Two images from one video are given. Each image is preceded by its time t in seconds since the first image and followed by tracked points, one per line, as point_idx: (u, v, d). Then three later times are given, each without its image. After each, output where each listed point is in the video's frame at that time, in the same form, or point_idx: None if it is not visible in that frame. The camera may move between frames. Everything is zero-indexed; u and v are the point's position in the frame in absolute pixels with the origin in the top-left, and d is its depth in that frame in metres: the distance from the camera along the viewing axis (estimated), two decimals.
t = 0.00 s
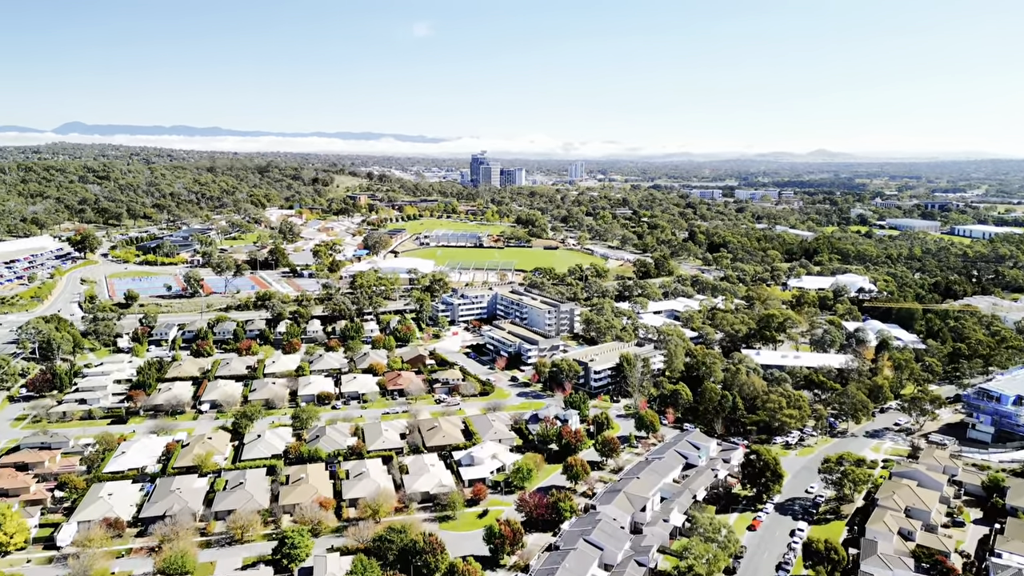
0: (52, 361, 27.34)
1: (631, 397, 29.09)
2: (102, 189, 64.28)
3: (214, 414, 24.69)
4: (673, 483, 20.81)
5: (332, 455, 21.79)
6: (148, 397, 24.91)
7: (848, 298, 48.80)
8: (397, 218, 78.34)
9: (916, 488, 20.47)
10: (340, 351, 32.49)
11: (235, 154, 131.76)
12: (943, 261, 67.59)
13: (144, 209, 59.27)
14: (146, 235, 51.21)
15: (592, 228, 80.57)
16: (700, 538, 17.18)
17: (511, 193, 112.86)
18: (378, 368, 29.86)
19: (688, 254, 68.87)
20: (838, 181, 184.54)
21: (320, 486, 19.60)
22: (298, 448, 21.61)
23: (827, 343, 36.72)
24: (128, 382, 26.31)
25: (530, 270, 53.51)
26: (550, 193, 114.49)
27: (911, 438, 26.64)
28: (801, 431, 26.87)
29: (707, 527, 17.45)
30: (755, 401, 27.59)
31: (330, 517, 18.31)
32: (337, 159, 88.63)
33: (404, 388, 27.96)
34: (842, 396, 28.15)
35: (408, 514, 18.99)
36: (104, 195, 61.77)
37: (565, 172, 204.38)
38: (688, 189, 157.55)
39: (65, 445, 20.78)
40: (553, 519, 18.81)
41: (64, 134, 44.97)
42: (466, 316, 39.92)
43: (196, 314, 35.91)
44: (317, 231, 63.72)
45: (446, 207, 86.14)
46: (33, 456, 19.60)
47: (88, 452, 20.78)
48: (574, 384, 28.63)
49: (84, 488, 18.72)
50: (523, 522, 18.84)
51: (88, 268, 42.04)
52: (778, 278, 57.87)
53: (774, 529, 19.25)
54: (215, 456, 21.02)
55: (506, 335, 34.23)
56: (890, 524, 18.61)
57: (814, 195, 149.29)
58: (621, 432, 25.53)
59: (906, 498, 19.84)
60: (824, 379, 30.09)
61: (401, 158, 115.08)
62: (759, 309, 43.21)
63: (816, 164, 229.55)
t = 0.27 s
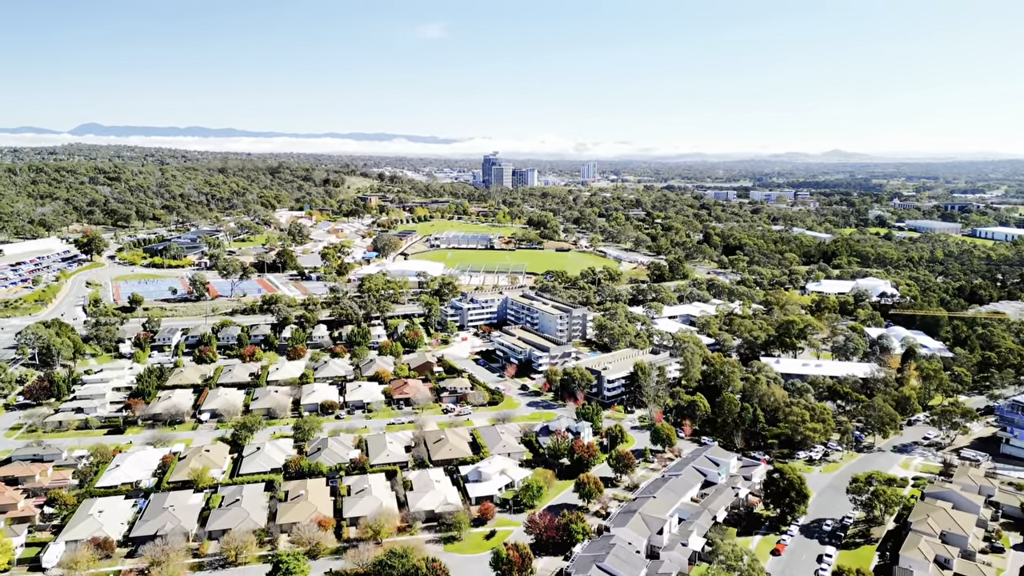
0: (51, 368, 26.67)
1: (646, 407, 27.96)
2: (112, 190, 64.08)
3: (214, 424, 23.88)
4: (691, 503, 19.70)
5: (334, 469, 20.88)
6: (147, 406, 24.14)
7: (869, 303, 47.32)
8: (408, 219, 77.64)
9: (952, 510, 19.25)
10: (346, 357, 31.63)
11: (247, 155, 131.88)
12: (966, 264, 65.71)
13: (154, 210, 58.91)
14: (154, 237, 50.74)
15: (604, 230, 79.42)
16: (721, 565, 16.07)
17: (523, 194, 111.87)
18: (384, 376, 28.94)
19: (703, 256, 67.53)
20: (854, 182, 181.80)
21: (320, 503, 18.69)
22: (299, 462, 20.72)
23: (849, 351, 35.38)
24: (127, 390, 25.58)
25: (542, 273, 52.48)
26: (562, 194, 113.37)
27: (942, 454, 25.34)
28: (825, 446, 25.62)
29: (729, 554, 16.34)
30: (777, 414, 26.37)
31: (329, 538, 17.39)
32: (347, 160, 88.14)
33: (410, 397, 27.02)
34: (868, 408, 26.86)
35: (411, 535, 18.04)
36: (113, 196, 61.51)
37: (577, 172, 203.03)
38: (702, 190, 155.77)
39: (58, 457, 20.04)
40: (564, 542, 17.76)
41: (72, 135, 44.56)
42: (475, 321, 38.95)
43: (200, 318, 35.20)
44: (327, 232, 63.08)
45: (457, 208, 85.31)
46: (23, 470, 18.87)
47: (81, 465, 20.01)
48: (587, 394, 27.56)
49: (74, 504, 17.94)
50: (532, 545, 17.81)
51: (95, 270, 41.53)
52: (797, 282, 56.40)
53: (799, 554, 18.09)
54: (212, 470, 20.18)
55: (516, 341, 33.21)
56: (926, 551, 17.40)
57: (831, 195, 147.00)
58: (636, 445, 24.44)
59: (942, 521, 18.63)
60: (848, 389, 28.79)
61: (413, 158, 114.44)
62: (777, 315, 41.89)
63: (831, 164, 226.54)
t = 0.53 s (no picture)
0: (50, 375, 26.01)
1: (661, 419, 26.88)
2: (123, 193, 63.96)
3: (214, 435, 23.11)
4: (710, 525, 18.60)
5: (335, 485, 20.01)
6: (145, 416, 23.37)
7: (892, 309, 45.86)
8: (419, 221, 76.97)
9: (990, 535, 18.02)
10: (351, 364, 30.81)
11: (260, 157, 132.15)
12: (990, 267, 63.83)
13: (163, 213, 58.65)
14: (162, 241, 50.36)
15: (617, 232, 78.28)
16: None
17: (535, 196, 110.95)
18: (390, 384, 28.06)
19: (719, 259, 66.20)
20: (871, 183, 178.98)
21: (319, 522, 17.80)
22: (299, 477, 19.85)
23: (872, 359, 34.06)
24: (126, 400, 24.87)
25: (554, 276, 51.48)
26: (574, 196, 112.31)
27: (975, 471, 24.04)
28: (851, 462, 24.36)
29: None
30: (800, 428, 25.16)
31: (328, 561, 16.49)
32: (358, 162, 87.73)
33: (416, 407, 26.11)
34: (895, 421, 25.59)
35: (414, 558, 17.11)
36: (124, 199, 61.39)
37: (590, 173, 201.87)
38: (716, 191, 153.99)
39: (50, 471, 19.32)
40: (576, 567, 16.74)
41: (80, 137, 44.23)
42: (485, 327, 38.02)
43: (205, 323, 34.53)
44: (336, 235, 62.50)
45: (469, 209, 84.52)
46: (12, 485, 18.13)
47: (74, 480, 19.25)
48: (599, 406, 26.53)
49: (63, 522, 17.16)
50: (542, 570, 16.81)
51: (101, 274, 41.10)
52: (816, 286, 54.95)
53: None
54: (209, 486, 19.39)
55: (527, 348, 32.24)
56: None
57: (848, 196, 144.65)
58: (652, 459, 23.36)
59: (980, 546, 17.40)
60: (873, 401, 27.50)
61: (424, 160, 113.92)
62: (797, 321, 40.59)
63: (848, 164, 223.37)
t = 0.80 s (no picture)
0: (49, 382, 25.42)
1: (677, 431, 25.81)
2: (133, 194, 63.82)
3: (213, 446, 22.34)
4: (730, 548, 17.52)
5: (336, 501, 19.16)
6: (143, 426, 22.65)
7: (915, 314, 44.36)
8: (430, 223, 76.29)
9: None
10: (357, 371, 30.00)
11: (272, 158, 132.15)
12: (1016, 271, 61.94)
13: (172, 215, 58.31)
14: (170, 242, 49.95)
15: (630, 233, 77.08)
16: None
17: (547, 196, 109.94)
18: (396, 393, 27.18)
19: (735, 261, 64.82)
20: (889, 183, 176.09)
21: (318, 542, 16.94)
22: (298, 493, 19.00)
23: (897, 368, 32.72)
24: (124, 408, 24.18)
25: (566, 279, 50.46)
26: (586, 197, 111.13)
27: (1011, 489, 22.72)
28: (877, 479, 23.17)
29: None
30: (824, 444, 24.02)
31: None
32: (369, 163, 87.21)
33: (422, 417, 25.25)
34: (925, 435, 24.28)
35: None
36: (134, 200, 61.17)
37: (603, 174, 200.45)
38: (731, 191, 152.08)
39: (42, 485, 18.65)
40: None
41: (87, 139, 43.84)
42: (495, 332, 37.09)
43: (210, 328, 33.89)
44: (346, 237, 61.87)
45: (480, 211, 83.68)
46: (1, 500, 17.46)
47: (65, 494, 18.53)
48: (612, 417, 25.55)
49: (50, 540, 16.44)
50: None
51: (107, 277, 40.67)
52: (835, 290, 53.47)
53: None
54: (205, 501, 18.61)
55: (537, 355, 31.24)
56: None
57: (866, 197, 142.19)
58: (667, 475, 22.32)
59: None
60: (900, 414, 26.23)
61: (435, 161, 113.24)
62: (817, 327, 39.28)
63: (865, 164, 220.07)
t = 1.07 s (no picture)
0: (48, 389, 24.83)
1: (694, 444, 24.71)
2: (144, 195, 63.59)
3: (212, 457, 21.60)
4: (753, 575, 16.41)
5: (336, 519, 18.31)
6: (140, 436, 21.92)
7: (940, 321, 42.82)
8: (441, 224, 75.53)
9: None
10: (363, 378, 29.18)
11: (285, 158, 132.24)
12: None
13: (182, 216, 57.98)
14: (179, 244, 49.55)
15: (644, 235, 75.84)
16: None
17: (560, 197, 108.89)
18: (402, 402, 26.32)
19: (751, 264, 63.43)
20: (907, 184, 173.10)
21: (315, 565, 16.08)
22: (297, 509, 18.17)
23: (924, 378, 31.36)
24: (123, 416, 23.51)
25: (578, 283, 49.42)
26: (599, 197, 109.97)
27: None
28: (907, 498, 21.92)
29: None
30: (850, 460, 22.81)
31: None
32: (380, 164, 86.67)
33: (429, 427, 24.35)
34: (957, 451, 22.99)
35: None
36: (144, 201, 60.98)
37: (616, 174, 198.96)
38: (746, 192, 150.09)
39: (32, 499, 17.95)
40: None
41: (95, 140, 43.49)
42: (505, 337, 36.14)
43: (214, 332, 33.23)
44: (356, 238, 61.24)
45: (492, 212, 82.82)
46: None
47: (56, 509, 17.81)
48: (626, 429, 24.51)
49: (36, 559, 15.71)
50: None
51: (114, 279, 40.23)
52: (855, 295, 51.94)
53: None
54: (199, 518, 17.81)
55: (548, 362, 30.24)
56: None
57: (884, 198, 139.69)
58: (684, 492, 21.25)
59: None
60: (930, 428, 24.92)
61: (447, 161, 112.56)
62: (838, 334, 37.94)
63: (883, 165, 216.70)
